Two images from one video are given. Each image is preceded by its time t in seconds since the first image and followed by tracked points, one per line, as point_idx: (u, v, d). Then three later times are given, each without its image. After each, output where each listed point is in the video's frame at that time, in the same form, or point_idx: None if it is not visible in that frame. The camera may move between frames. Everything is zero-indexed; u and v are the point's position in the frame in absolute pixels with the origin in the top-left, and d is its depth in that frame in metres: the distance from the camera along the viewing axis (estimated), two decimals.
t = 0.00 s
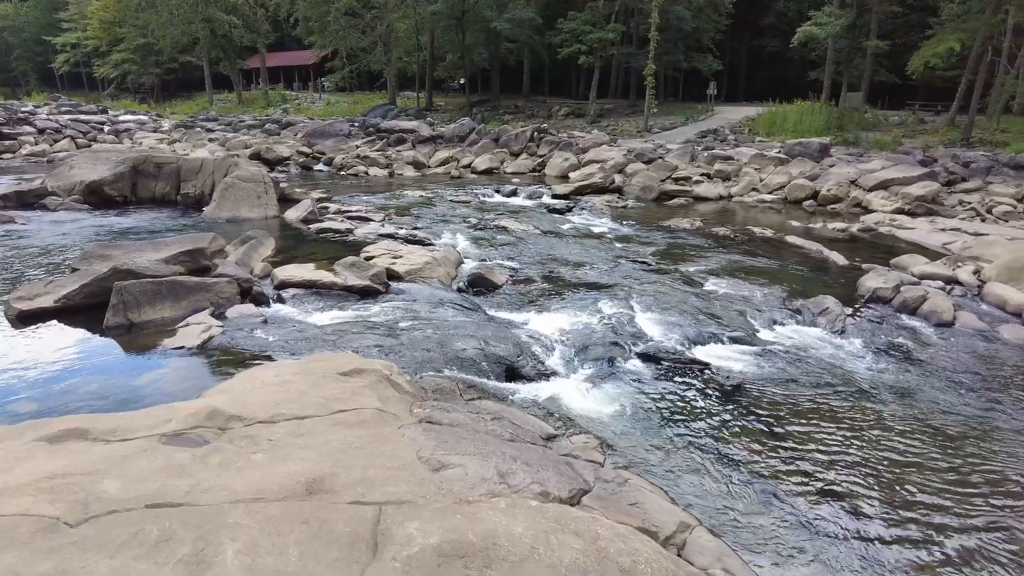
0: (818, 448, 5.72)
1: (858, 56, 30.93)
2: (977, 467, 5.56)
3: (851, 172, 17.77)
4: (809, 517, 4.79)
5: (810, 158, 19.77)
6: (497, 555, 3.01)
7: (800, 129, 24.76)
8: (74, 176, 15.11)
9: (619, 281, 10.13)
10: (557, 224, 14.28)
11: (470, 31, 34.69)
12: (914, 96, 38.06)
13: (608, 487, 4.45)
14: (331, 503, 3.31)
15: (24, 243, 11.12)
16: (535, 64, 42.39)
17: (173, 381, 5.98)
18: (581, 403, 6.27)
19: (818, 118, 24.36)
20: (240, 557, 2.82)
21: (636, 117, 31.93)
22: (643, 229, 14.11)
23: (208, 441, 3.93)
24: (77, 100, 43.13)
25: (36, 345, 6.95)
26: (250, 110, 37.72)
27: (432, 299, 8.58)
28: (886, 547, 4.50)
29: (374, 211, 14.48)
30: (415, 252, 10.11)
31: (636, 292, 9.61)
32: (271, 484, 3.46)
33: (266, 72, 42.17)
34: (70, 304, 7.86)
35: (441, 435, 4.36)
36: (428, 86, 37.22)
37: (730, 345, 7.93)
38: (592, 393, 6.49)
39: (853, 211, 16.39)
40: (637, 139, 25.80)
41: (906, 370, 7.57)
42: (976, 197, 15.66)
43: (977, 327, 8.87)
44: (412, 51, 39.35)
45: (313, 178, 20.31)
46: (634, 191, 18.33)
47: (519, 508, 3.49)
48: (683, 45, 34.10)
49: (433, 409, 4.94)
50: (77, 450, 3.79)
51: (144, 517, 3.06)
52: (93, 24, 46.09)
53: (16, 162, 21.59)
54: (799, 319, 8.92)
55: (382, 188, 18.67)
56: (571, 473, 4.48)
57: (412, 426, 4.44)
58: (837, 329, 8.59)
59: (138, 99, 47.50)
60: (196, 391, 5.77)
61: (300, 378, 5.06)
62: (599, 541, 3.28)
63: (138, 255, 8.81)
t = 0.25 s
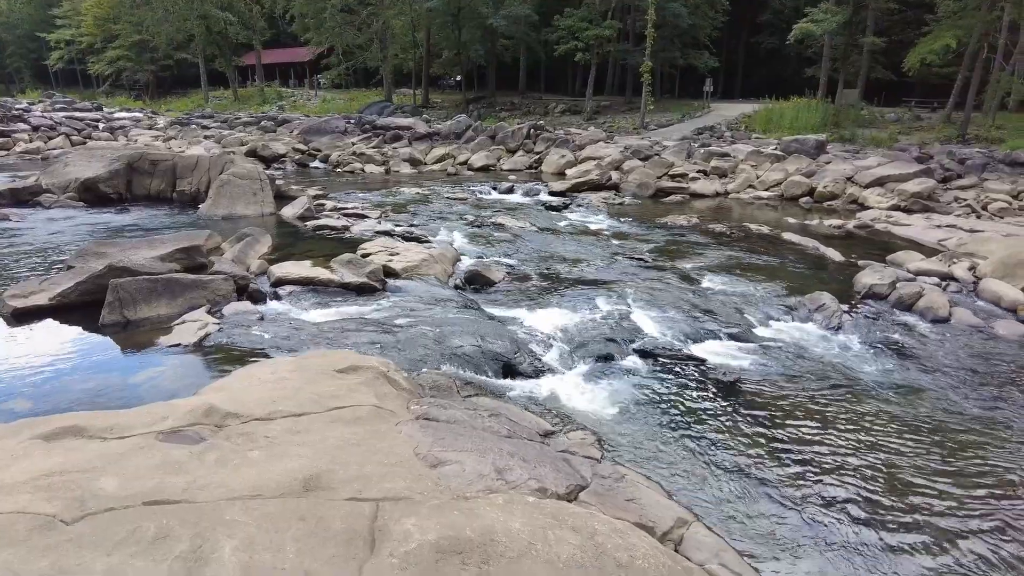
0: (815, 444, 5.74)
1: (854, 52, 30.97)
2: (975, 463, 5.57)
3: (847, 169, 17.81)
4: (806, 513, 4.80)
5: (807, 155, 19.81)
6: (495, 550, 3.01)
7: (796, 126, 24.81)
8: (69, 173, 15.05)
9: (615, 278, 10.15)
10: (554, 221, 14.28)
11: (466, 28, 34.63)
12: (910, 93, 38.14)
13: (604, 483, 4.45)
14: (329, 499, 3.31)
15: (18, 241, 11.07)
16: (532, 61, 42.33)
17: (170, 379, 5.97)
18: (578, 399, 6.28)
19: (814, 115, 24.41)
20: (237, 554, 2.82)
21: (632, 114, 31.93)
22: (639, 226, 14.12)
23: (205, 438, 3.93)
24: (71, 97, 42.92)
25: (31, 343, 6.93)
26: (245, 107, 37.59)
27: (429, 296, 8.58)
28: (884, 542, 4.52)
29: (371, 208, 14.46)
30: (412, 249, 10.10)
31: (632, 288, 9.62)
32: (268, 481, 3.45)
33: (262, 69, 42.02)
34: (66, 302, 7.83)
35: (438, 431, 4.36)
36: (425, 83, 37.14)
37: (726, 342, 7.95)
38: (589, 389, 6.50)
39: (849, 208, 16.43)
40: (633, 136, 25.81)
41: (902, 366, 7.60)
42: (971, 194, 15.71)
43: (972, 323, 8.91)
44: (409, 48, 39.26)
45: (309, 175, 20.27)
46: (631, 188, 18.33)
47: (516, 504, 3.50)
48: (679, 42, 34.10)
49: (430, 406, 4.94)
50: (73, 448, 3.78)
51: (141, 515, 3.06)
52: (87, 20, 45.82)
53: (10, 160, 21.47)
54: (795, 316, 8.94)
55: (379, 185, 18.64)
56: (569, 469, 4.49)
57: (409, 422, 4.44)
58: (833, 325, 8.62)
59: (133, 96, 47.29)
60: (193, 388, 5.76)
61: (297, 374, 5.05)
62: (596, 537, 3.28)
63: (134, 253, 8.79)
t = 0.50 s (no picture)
0: (812, 438, 5.77)
1: (851, 48, 30.97)
2: (972, 458, 5.59)
3: (843, 165, 17.84)
4: (802, 507, 4.83)
5: (803, 151, 19.84)
6: (492, 545, 3.02)
7: (792, 122, 24.83)
8: (64, 169, 14.99)
9: (612, 273, 10.16)
10: (551, 217, 14.29)
11: (463, 23, 34.53)
12: (906, 89, 38.18)
13: (601, 478, 4.47)
14: (326, 495, 3.31)
15: (13, 237, 11.03)
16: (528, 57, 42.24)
17: (166, 375, 5.96)
18: (575, 395, 6.29)
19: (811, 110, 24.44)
20: (235, 549, 2.83)
21: (629, 110, 31.90)
22: (636, 222, 14.13)
23: (202, 434, 3.92)
24: (66, 93, 42.69)
25: (27, 339, 6.91)
26: (241, 103, 37.47)
27: (426, 292, 8.58)
28: (880, 535, 4.56)
29: (367, 204, 14.44)
30: (408, 245, 10.09)
31: (629, 284, 9.62)
32: (265, 477, 3.45)
33: (257, 64, 41.83)
34: (62, 298, 7.81)
35: (435, 427, 4.37)
36: (421, 79, 37.03)
37: (722, 337, 7.97)
38: (585, 385, 6.51)
39: (845, 203, 16.46)
40: (630, 132, 25.79)
41: (898, 361, 7.64)
42: (967, 189, 15.75)
43: (968, 318, 8.94)
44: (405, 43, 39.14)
45: (305, 171, 20.23)
46: (628, 184, 18.33)
47: (513, 499, 3.50)
48: (676, 38, 34.05)
49: (427, 401, 4.94)
50: (70, 444, 3.77)
51: (138, 510, 3.06)
52: (81, 15, 45.54)
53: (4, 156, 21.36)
54: (792, 311, 8.96)
55: (375, 181, 18.61)
56: (566, 464, 4.50)
57: (406, 418, 4.45)
58: (829, 321, 8.65)
59: (128, 92, 47.06)
60: (189, 385, 5.76)
61: (294, 370, 5.05)
62: (593, 531, 3.29)
63: (130, 250, 8.77)
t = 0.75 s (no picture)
0: (808, 433, 5.78)
1: (847, 43, 30.98)
2: (968, 453, 5.61)
3: (839, 160, 17.86)
4: (799, 502, 4.84)
5: (799, 147, 19.86)
6: (488, 539, 3.03)
7: (789, 117, 24.85)
8: (58, 166, 14.92)
9: (609, 269, 10.17)
10: (547, 213, 14.28)
11: (459, 18, 34.42)
12: (902, 85, 38.22)
13: (598, 472, 4.48)
14: (323, 490, 3.31)
15: (7, 234, 10.98)
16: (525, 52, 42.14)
17: (162, 371, 5.96)
18: (571, 390, 6.30)
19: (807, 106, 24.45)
20: (231, 544, 2.83)
21: (626, 105, 31.86)
22: (632, 218, 14.13)
23: (199, 430, 3.92)
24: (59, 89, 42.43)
25: (22, 336, 6.88)
26: (237, 99, 37.29)
27: (422, 288, 8.57)
28: (875, 530, 4.58)
29: (363, 200, 14.41)
30: (405, 241, 10.08)
31: (626, 280, 9.63)
32: (261, 472, 3.46)
33: (253, 60, 41.63)
34: (56, 295, 7.78)
35: (432, 422, 4.37)
36: (417, 74, 36.91)
37: (719, 332, 7.99)
38: (582, 380, 6.52)
39: (842, 199, 16.48)
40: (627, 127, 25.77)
41: (894, 355, 7.67)
42: (962, 184, 15.79)
43: (963, 312, 8.98)
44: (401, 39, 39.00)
45: (301, 167, 20.16)
46: (625, 180, 18.33)
47: (510, 493, 3.51)
48: (673, 33, 34.00)
49: (424, 397, 4.95)
50: (66, 440, 3.77)
51: (133, 506, 3.06)
52: (75, 10, 45.23)
53: None
54: (788, 306, 8.99)
55: (371, 177, 18.56)
56: (562, 458, 4.51)
57: (403, 414, 4.45)
58: (825, 316, 8.67)
59: (123, 88, 46.81)
60: (185, 380, 5.76)
61: (290, 366, 5.04)
62: (589, 525, 3.30)
63: (126, 246, 8.74)
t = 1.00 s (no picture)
0: (804, 428, 5.81)
1: (843, 38, 30.99)
2: (963, 448, 5.64)
3: (835, 155, 17.89)
4: (795, 496, 4.86)
5: (795, 142, 19.89)
6: (485, 534, 3.04)
7: (784, 112, 24.88)
8: (52, 162, 14.84)
9: (604, 265, 10.18)
10: (544, 208, 14.27)
11: (454, 14, 34.31)
12: (898, 80, 38.29)
13: (594, 467, 4.49)
14: (320, 486, 3.32)
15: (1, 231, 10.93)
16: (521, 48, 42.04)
17: (159, 368, 5.95)
18: (567, 385, 6.32)
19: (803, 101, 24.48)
20: (228, 540, 2.84)
21: (622, 101, 31.84)
22: (628, 214, 14.14)
23: (195, 426, 3.93)
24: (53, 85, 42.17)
25: (16, 333, 6.87)
26: (231, 95, 37.15)
27: (419, 284, 8.57)
28: (871, 524, 4.60)
29: (359, 196, 14.39)
30: (401, 237, 10.07)
31: (622, 275, 9.65)
32: (258, 468, 3.46)
33: (248, 56, 41.43)
34: (51, 292, 7.76)
35: (428, 418, 4.38)
36: (413, 70, 36.80)
37: (714, 327, 8.01)
38: (578, 376, 6.54)
39: (837, 194, 16.52)
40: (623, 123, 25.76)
41: (889, 350, 7.71)
42: (957, 180, 15.85)
43: (957, 307, 9.02)
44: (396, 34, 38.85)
45: (296, 164, 20.11)
46: (621, 175, 18.33)
47: (506, 488, 3.52)
48: (669, 28, 33.96)
49: (421, 393, 4.95)
50: (62, 438, 3.76)
51: (131, 502, 3.06)
52: (68, 6, 44.91)
53: None
54: (784, 302, 9.01)
55: (367, 173, 18.52)
56: (558, 453, 4.52)
57: (399, 409, 4.46)
58: (821, 311, 8.70)
59: (117, 84, 46.57)
60: (181, 377, 5.75)
61: (286, 363, 5.03)
62: (585, 519, 3.32)
63: (121, 243, 8.71)
